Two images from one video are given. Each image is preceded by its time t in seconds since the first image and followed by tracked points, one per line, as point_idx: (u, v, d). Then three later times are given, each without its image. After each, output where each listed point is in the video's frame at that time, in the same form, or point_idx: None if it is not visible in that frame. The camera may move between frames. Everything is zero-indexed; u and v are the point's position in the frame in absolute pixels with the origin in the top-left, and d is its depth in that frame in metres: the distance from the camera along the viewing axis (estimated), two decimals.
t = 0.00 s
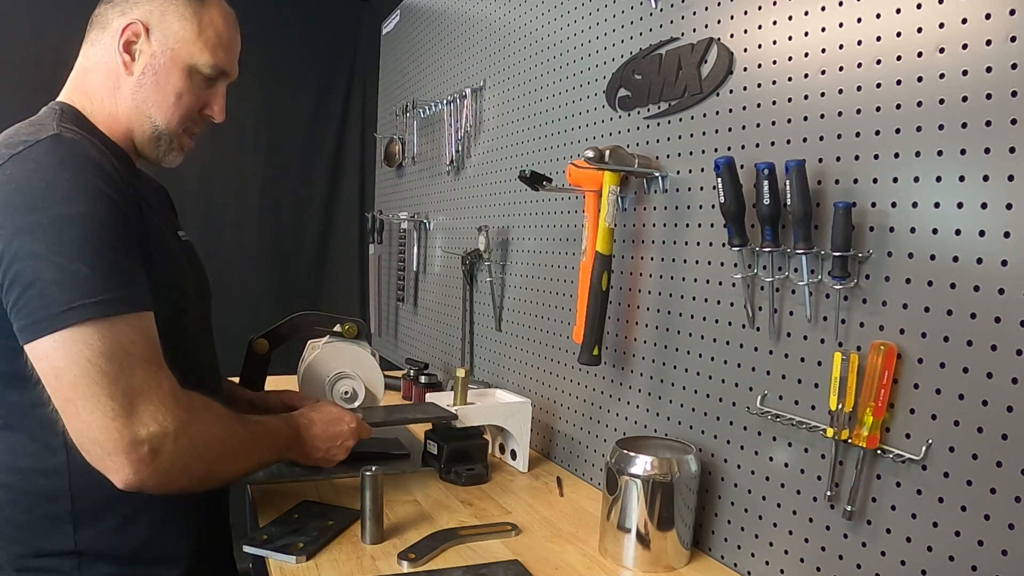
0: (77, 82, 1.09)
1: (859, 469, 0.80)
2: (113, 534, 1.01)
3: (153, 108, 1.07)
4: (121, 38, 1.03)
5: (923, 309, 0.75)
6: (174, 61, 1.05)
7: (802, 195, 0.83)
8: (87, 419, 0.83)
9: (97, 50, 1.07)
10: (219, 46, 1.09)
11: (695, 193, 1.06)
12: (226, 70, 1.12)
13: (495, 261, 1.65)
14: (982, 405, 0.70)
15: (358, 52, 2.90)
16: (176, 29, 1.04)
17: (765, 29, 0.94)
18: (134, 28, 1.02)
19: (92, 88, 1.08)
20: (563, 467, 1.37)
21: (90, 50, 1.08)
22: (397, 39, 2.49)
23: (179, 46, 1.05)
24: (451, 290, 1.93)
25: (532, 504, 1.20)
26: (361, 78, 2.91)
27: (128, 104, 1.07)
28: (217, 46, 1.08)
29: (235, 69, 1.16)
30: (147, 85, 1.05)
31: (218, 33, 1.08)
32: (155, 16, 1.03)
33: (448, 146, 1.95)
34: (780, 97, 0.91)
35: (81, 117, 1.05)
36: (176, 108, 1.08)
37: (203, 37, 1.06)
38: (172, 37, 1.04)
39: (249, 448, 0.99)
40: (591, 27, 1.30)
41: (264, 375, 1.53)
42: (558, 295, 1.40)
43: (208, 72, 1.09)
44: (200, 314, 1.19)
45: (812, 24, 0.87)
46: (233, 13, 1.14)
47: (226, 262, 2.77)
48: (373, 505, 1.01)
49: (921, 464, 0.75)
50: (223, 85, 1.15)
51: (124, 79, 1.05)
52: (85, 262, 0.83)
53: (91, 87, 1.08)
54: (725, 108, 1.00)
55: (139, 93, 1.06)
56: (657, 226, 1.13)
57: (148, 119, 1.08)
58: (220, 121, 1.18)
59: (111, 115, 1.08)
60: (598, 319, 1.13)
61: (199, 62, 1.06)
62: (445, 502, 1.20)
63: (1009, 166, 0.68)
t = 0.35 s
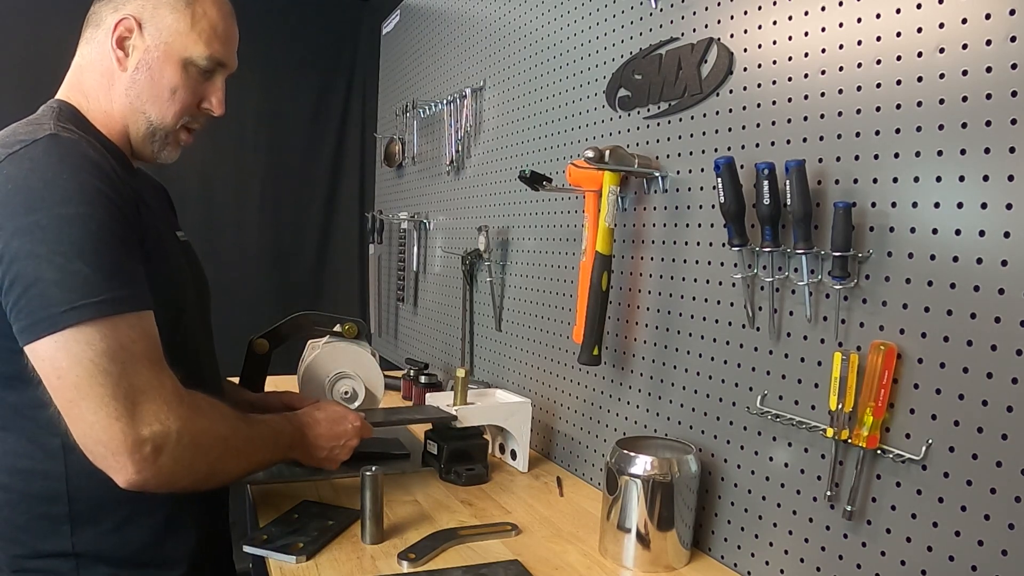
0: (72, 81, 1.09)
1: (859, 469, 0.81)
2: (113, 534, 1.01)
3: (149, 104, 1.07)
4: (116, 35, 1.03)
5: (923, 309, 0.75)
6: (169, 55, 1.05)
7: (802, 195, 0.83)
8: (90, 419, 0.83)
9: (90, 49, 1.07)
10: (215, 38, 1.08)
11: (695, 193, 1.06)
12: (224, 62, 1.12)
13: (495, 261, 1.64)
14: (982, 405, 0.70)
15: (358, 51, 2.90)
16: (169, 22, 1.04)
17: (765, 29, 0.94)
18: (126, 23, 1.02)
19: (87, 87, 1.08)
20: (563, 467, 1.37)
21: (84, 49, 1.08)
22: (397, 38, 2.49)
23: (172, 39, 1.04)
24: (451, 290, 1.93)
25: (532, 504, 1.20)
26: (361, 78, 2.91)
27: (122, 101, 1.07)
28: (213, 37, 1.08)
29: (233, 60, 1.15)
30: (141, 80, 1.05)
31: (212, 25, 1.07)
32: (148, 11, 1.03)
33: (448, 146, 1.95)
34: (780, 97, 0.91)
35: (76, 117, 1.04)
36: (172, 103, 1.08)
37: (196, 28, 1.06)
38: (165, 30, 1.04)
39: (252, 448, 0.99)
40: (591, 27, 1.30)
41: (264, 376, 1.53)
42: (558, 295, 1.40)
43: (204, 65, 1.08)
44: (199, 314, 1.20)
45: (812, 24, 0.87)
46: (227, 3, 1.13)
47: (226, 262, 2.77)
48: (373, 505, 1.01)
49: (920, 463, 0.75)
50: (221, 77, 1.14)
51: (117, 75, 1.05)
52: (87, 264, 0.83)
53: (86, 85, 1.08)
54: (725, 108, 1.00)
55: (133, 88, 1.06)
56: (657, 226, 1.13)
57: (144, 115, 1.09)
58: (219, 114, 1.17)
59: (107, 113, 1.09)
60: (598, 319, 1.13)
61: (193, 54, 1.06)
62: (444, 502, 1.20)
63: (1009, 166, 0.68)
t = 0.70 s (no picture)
0: (62, 81, 1.10)
1: (859, 469, 0.80)
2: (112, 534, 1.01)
3: (138, 98, 1.08)
4: (100, 31, 1.03)
5: (923, 309, 0.75)
6: (152, 47, 1.04)
7: (802, 195, 0.83)
8: (152, 383, 0.81)
9: (77, 48, 1.08)
10: (199, 25, 1.06)
11: (695, 193, 1.06)
12: (212, 50, 1.10)
13: (495, 261, 1.64)
14: (982, 405, 0.70)
15: (358, 51, 2.90)
16: (150, 14, 1.03)
17: (765, 29, 0.94)
18: (108, 20, 1.02)
19: (76, 85, 1.09)
20: (563, 467, 1.37)
21: (71, 49, 1.09)
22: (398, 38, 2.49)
23: (155, 31, 1.04)
24: (451, 290, 1.93)
25: (532, 504, 1.20)
26: (361, 78, 2.91)
27: (109, 97, 1.08)
28: (196, 25, 1.06)
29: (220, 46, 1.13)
30: (126, 75, 1.05)
31: (196, 13, 1.06)
32: (128, 4, 1.02)
33: (448, 146, 1.95)
34: (780, 97, 0.91)
35: (69, 116, 1.05)
36: (159, 95, 1.08)
37: (179, 18, 1.04)
38: (147, 23, 1.03)
39: (318, 378, 0.95)
40: (592, 26, 1.30)
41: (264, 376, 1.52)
42: (558, 295, 1.40)
43: (189, 55, 1.07)
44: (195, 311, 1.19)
45: (812, 24, 0.87)
46: None
47: (226, 262, 2.77)
48: (373, 505, 1.01)
49: (920, 463, 0.75)
50: (210, 66, 1.13)
51: (104, 73, 1.06)
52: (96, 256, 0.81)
53: (75, 84, 1.09)
54: (725, 109, 1.00)
55: (119, 84, 1.06)
56: (657, 226, 1.13)
57: (131, 108, 1.09)
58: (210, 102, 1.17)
59: (96, 110, 1.09)
60: (598, 319, 1.13)
61: (178, 44, 1.05)
62: (445, 501, 1.20)
63: (1009, 166, 0.68)
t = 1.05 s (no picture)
0: (74, 79, 1.09)
1: (859, 469, 0.81)
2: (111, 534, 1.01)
3: (151, 104, 1.08)
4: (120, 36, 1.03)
5: (923, 309, 0.75)
6: (171, 57, 1.05)
7: (802, 195, 0.83)
8: (9, 413, 0.83)
9: (93, 47, 1.07)
10: (216, 40, 1.09)
11: (695, 193, 1.06)
12: (224, 63, 1.12)
13: (495, 261, 1.64)
14: (982, 405, 0.70)
15: (358, 51, 2.90)
16: (171, 25, 1.04)
17: (765, 29, 0.94)
18: (129, 25, 1.03)
19: (88, 85, 1.08)
20: (563, 467, 1.37)
21: (86, 48, 1.08)
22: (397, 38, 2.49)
23: (174, 41, 1.05)
24: (451, 290, 1.93)
25: (532, 504, 1.20)
26: (361, 78, 2.91)
27: (125, 100, 1.07)
28: (214, 39, 1.08)
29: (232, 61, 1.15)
30: (144, 82, 1.05)
31: (214, 28, 1.08)
32: (150, 13, 1.03)
33: (448, 146, 1.95)
34: (780, 97, 0.91)
35: (78, 114, 1.04)
36: (174, 104, 1.08)
37: (199, 31, 1.06)
38: (168, 33, 1.04)
39: (182, 461, 0.96)
40: (591, 26, 1.30)
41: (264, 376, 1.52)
42: (558, 295, 1.40)
43: (205, 66, 1.09)
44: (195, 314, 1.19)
45: (812, 24, 0.87)
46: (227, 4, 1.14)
47: (225, 262, 2.77)
48: (373, 505, 1.01)
49: (921, 463, 0.75)
50: (221, 78, 1.14)
51: (120, 76, 1.05)
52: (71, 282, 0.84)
53: (88, 83, 1.08)
54: (725, 109, 1.00)
55: (136, 89, 1.06)
56: (657, 226, 1.13)
57: (145, 114, 1.08)
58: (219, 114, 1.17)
59: (108, 111, 1.08)
60: (598, 320, 1.13)
61: (196, 56, 1.06)
62: (444, 501, 1.20)
63: (1009, 166, 0.68)
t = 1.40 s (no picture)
0: (79, 76, 1.09)
1: (859, 469, 0.81)
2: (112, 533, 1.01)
3: (155, 102, 1.08)
4: (127, 33, 1.03)
5: (923, 310, 0.75)
6: (177, 55, 1.06)
7: (802, 195, 0.83)
8: None
9: (100, 45, 1.07)
10: (222, 39, 1.09)
11: (695, 193, 1.06)
12: (230, 63, 1.13)
13: (495, 261, 1.64)
14: (982, 405, 0.70)
15: (359, 52, 2.90)
16: (178, 23, 1.05)
17: (765, 29, 0.94)
18: (136, 23, 1.03)
19: (93, 82, 1.08)
20: (563, 467, 1.37)
21: (93, 45, 1.08)
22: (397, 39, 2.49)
23: (181, 40, 1.05)
24: (451, 290, 1.93)
25: (531, 504, 1.20)
26: (361, 78, 2.91)
27: (129, 97, 1.07)
28: (220, 38, 1.09)
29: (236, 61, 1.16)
30: (149, 80, 1.06)
31: (220, 26, 1.09)
32: (157, 11, 1.04)
33: (447, 146, 1.95)
34: (780, 97, 0.91)
35: (82, 110, 1.04)
36: (179, 102, 1.09)
37: (205, 30, 1.07)
38: (175, 32, 1.05)
39: (143, 464, 0.92)
40: (591, 26, 1.30)
41: (264, 376, 1.52)
42: (558, 295, 1.40)
43: (211, 65, 1.09)
44: (196, 317, 1.19)
45: (812, 24, 0.87)
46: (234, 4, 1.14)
47: (226, 262, 2.77)
48: (373, 505, 1.01)
49: (921, 463, 0.75)
50: (227, 78, 1.15)
51: (126, 74, 1.05)
52: (65, 288, 0.84)
53: (94, 80, 1.08)
54: (725, 109, 1.00)
55: (141, 87, 1.06)
56: (657, 226, 1.13)
57: (149, 112, 1.08)
58: (225, 114, 1.17)
59: (112, 109, 1.08)
60: (598, 319, 1.13)
61: (201, 55, 1.07)
62: (444, 502, 1.20)
63: (1009, 166, 0.68)
